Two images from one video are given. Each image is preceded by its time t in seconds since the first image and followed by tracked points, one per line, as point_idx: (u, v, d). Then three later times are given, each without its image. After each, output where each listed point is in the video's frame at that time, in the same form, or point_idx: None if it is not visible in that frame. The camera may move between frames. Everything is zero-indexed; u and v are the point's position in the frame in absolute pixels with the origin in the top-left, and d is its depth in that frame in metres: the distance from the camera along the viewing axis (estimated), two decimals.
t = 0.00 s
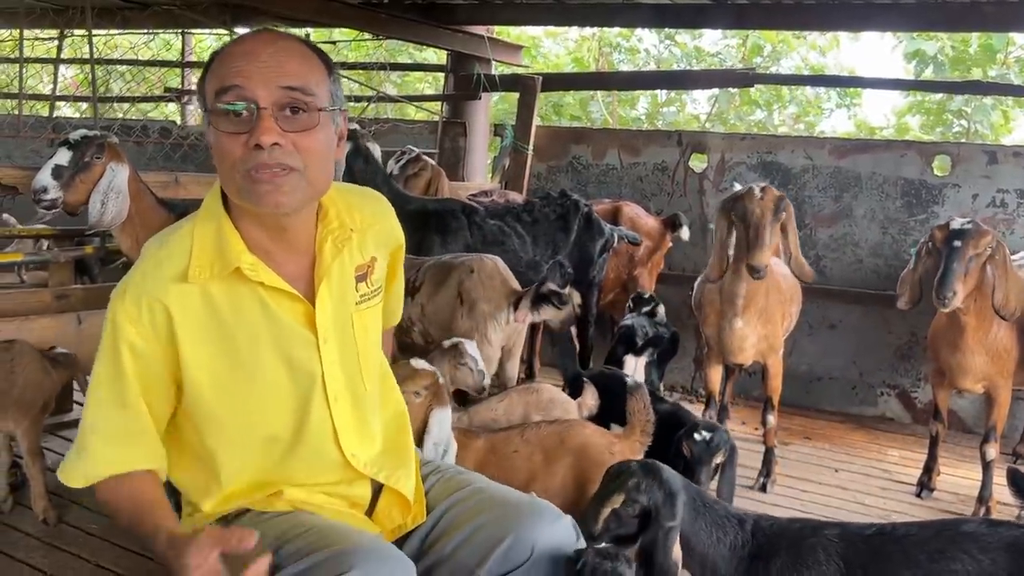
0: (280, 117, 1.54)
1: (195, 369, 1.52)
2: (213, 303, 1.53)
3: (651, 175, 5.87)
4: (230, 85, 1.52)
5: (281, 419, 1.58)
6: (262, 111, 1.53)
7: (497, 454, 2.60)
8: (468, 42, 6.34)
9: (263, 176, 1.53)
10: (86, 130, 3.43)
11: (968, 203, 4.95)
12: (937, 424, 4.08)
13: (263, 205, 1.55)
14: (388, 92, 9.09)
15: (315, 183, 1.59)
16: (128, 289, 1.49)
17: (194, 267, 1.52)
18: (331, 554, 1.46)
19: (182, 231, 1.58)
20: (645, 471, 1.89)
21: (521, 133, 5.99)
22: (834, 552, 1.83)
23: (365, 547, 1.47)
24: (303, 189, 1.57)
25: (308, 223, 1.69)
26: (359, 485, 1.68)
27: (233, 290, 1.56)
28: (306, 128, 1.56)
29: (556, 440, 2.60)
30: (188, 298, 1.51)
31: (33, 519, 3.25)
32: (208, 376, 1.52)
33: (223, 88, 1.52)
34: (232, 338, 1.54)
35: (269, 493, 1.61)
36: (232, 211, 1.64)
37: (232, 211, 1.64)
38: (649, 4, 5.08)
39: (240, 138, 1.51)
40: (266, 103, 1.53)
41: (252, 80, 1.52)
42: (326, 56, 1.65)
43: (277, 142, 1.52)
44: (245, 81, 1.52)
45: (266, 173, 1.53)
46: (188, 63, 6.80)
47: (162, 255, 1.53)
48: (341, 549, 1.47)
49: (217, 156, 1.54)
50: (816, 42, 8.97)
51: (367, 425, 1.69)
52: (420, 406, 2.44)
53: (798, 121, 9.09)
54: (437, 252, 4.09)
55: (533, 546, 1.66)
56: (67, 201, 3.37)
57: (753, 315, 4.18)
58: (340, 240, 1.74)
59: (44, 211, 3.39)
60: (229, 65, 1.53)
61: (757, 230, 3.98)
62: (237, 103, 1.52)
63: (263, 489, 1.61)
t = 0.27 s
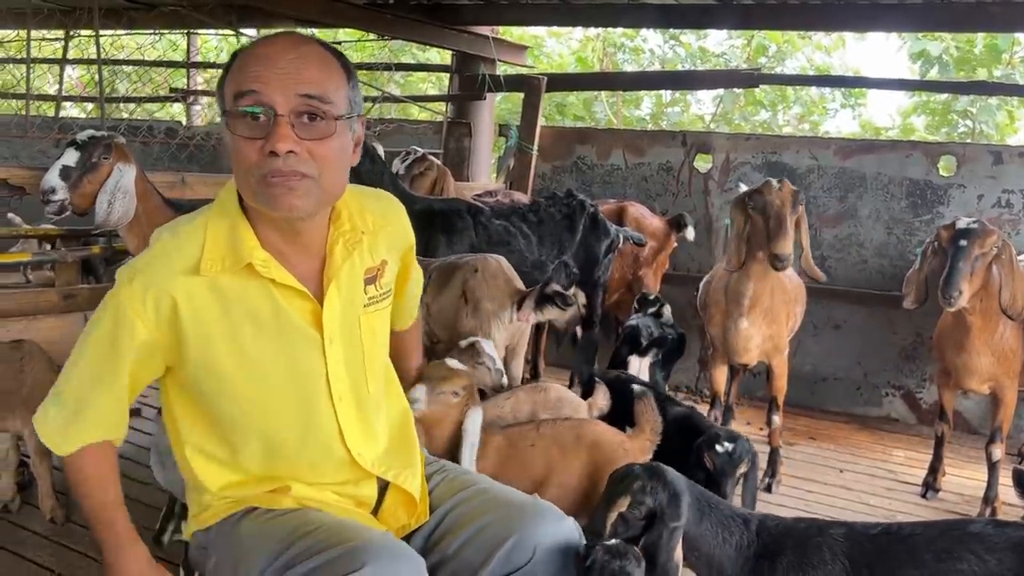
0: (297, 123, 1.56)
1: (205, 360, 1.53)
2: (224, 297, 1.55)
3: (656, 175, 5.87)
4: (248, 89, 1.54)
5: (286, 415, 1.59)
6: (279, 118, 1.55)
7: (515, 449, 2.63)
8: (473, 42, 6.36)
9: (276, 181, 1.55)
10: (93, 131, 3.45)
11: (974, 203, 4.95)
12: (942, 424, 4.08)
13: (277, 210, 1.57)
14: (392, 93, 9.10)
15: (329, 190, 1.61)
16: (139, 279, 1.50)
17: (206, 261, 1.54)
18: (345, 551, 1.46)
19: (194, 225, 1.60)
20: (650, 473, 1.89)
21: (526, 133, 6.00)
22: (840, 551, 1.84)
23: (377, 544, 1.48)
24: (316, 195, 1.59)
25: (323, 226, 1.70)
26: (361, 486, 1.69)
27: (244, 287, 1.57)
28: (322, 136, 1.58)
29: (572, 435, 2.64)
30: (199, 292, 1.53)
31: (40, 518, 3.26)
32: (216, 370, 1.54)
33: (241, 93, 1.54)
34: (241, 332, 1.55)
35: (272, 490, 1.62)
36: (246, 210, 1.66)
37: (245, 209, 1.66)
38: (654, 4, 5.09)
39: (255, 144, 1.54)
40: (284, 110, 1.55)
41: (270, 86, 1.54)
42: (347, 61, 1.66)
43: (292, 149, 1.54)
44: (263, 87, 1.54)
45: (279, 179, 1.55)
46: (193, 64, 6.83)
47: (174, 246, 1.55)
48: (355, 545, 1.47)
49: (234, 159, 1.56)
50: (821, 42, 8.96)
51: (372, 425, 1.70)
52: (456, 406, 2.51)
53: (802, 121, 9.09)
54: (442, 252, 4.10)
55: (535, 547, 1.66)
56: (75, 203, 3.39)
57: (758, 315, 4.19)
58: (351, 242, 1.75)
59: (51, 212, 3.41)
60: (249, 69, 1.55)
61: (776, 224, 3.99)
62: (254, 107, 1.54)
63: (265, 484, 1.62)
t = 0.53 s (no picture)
0: (316, 130, 1.59)
1: (219, 352, 1.57)
2: (239, 293, 1.58)
3: (662, 176, 5.88)
4: (269, 95, 1.57)
5: (295, 415, 1.60)
6: (299, 124, 1.57)
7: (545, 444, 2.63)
8: (479, 44, 6.37)
9: (293, 186, 1.58)
10: (104, 133, 3.49)
11: (980, 204, 4.94)
12: (949, 425, 4.07)
13: (295, 213, 1.60)
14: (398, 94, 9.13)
15: (347, 194, 1.64)
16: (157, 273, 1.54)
17: (223, 258, 1.57)
18: (346, 551, 1.48)
19: (216, 223, 1.63)
20: (652, 477, 1.82)
21: (532, 134, 6.01)
22: (846, 552, 1.84)
23: (378, 545, 1.49)
24: (335, 202, 1.62)
25: (342, 229, 1.72)
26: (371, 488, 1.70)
27: (258, 286, 1.59)
28: (342, 143, 1.60)
29: (602, 429, 2.67)
30: (214, 288, 1.56)
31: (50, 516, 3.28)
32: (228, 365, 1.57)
33: (263, 99, 1.57)
34: (253, 331, 1.58)
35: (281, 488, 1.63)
36: (268, 210, 1.69)
37: (267, 210, 1.69)
38: (661, 5, 5.09)
39: (276, 150, 1.57)
40: (304, 117, 1.57)
41: (291, 91, 1.56)
42: (370, 66, 1.68)
43: (311, 156, 1.57)
44: (285, 93, 1.56)
45: (298, 185, 1.58)
46: (201, 66, 6.86)
47: (195, 241, 1.59)
48: (356, 545, 1.49)
49: (256, 163, 1.60)
50: (827, 42, 8.97)
51: (383, 429, 1.71)
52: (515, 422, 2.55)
53: (808, 122, 9.09)
54: (449, 252, 4.11)
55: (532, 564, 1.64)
56: (85, 202, 3.41)
57: (766, 315, 4.20)
58: (369, 245, 1.76)
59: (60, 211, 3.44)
60: (270, 75, 1.58)
61: (793, 218, 4.01)
62: (276, 113, 1.57)
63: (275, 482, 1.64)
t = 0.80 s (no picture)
0: (337, 111, 1.59)
1: (240, 343, 1.58)
2: (262, 286, 1.59)
3: (668, 176, 5.88)
4: (293, 79, 1.58)
5: (308, 408, 1.60)
6: (321, 105, 1.58)
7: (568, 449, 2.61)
8: (486, 44, 6.39)
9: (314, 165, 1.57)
10: (112, 132, 3.50)
11: (987, 204, 4.94)
12: (955, 426, 4.07)
13: (312, 194, 1.59)
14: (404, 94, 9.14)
15: (367, 179, 1.63)
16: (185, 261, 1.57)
17: (248, 249, 1.59)
18: (350, 547, 1.46)
19: (246, 216, 1.66)
20: (659, 478, 1.84)
21: (538, 134, 6.02)
22: (855, 554, 1.84)
23: (382, 542, 1.48)
24: (351, 182, 1.60)
25: (364, 223, 1.72)
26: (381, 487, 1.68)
27: (280, 279, 1.61)
28: (362, 124, 1.60)
29: (648, 436, 2.63)
30: (238, 278, 1.58)
31: (59, 514, 3.30)
32: (246, 354, 1.58)
33: (288, 81, 1.59)
34: (272, 322, 1.59)
35: (290, 482, 1.62)
36: (295, 204, 1.70)
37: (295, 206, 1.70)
38: (668, 6, 5.10)
39: (297, 129, 1.57)
40: (326, 98, 1.58)
41: (315, 75, 1.58)
42: (394, 60, 1.70)
43: (330, 134, 1.57)
44: (309, 76, 1.58)
45: (318, 163, 1.57)
46: (208, 66, 6.90)
47: (224, 235, 1.62)
48: (359, 542, 1.47)
49: (278, 144, 1.60)
50: (833, 42, 8.96)
51: (398, 429, 1.70)
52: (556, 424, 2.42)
53: (814, 122, 9.08)
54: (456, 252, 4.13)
55: None
56: (95, 202, 3.43)
57: (772, 316, 4.20)
58: (394, 245, 1.75)
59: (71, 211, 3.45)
60: (295, 60, 1.60)
61: (833, 214, 3.95)
62: (298, 95, 1.58)
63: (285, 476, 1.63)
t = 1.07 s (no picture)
0: (382, 112, 1.60)
1: (272, 330, 1.59)
2: (300, 275, 1.60)
3: (675, 176, 5.88)
4: (340, 79, 1.60)
5: (333, 400, 1.60)
6: (366, 105, 1.59)
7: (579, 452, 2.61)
8: (493, 44, 6.40)
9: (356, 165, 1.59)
10: (121, 132, 3.52)
11: (996, 204, 4.93)
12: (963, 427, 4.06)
13: (355, 193, 1.60)
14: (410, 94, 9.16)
15: (407, 179, 1.63)
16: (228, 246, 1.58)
17: (290, 239, 1.60)
18: (359, 542, 1.45)
19: (288, 208, 1.66)
20: (664, 484, 1.86)
21: (545, 134, 6.02)
22: (864, 557, 1.84)
23: (391, 537, 1.46)
24: (394, 184, 1.61)
25: (398, 223, 1.73)
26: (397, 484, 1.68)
27: (317, 270, 1.61)
28: (405, 126, 1.61)
29: (663, 430, 2.68)
30: (277, 266, 1.59)
31: (66, 513, 3.31)
32: (278, 342, 1.59)
33: (335, 81, 1.60)
34: (306, 312, 1.59)
35: (307, 473, 1.63)
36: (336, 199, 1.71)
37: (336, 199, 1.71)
38: (675, 6, 5.10)
39: (342, 128, 1.59)
40: (370, 99, 1.60)
41: (362, 75, 1.60)
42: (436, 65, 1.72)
43: (373, 133, 1.58)
44: (356, 77, 1.60)
45: (362, 164, 1.58)
46: (215, 67, 6.93)
47: (266, 224, 1.62)
48: (367, 537, 1.46)
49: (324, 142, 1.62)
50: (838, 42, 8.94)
51: (417, 428, 1.70)
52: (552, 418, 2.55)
53: (820, 122, 9.07)
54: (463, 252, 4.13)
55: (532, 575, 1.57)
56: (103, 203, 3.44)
57: (779, 317, 4.19)
58: (426, 245, 1.75)
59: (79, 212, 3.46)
60: (343, 62, 1.62)
61: (857, 223, 3.86)
62: (346, 94, 1.59)
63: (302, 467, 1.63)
